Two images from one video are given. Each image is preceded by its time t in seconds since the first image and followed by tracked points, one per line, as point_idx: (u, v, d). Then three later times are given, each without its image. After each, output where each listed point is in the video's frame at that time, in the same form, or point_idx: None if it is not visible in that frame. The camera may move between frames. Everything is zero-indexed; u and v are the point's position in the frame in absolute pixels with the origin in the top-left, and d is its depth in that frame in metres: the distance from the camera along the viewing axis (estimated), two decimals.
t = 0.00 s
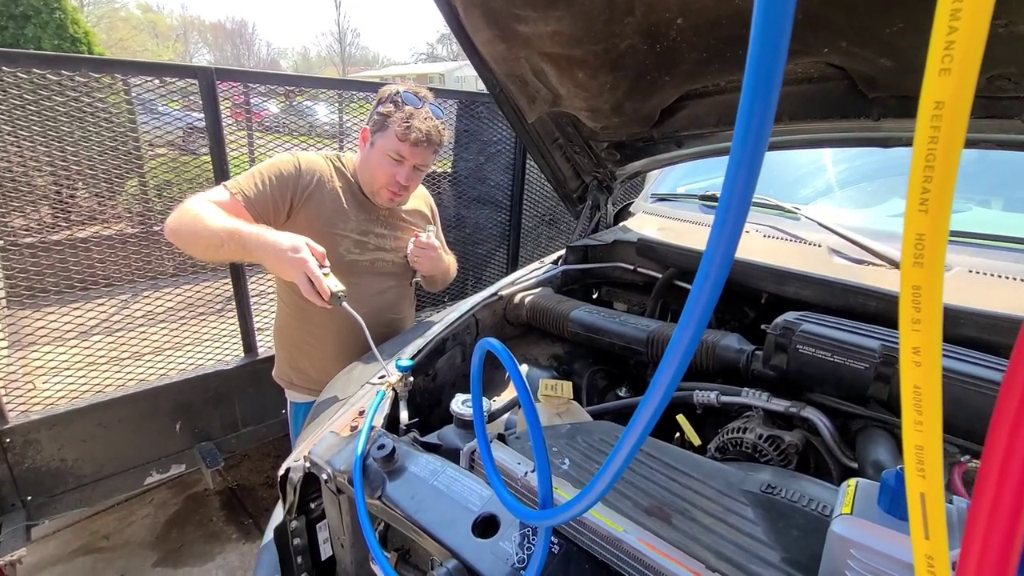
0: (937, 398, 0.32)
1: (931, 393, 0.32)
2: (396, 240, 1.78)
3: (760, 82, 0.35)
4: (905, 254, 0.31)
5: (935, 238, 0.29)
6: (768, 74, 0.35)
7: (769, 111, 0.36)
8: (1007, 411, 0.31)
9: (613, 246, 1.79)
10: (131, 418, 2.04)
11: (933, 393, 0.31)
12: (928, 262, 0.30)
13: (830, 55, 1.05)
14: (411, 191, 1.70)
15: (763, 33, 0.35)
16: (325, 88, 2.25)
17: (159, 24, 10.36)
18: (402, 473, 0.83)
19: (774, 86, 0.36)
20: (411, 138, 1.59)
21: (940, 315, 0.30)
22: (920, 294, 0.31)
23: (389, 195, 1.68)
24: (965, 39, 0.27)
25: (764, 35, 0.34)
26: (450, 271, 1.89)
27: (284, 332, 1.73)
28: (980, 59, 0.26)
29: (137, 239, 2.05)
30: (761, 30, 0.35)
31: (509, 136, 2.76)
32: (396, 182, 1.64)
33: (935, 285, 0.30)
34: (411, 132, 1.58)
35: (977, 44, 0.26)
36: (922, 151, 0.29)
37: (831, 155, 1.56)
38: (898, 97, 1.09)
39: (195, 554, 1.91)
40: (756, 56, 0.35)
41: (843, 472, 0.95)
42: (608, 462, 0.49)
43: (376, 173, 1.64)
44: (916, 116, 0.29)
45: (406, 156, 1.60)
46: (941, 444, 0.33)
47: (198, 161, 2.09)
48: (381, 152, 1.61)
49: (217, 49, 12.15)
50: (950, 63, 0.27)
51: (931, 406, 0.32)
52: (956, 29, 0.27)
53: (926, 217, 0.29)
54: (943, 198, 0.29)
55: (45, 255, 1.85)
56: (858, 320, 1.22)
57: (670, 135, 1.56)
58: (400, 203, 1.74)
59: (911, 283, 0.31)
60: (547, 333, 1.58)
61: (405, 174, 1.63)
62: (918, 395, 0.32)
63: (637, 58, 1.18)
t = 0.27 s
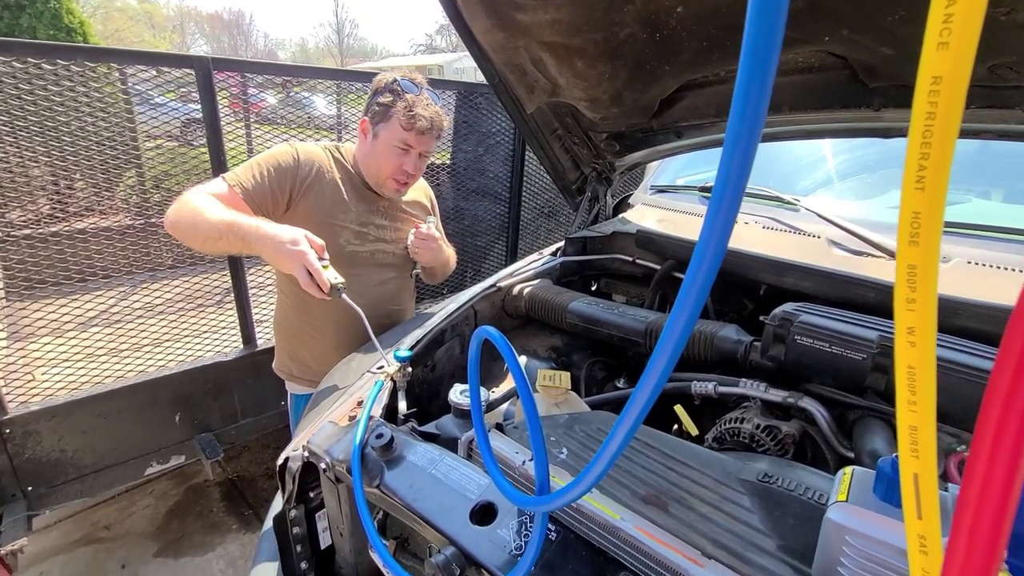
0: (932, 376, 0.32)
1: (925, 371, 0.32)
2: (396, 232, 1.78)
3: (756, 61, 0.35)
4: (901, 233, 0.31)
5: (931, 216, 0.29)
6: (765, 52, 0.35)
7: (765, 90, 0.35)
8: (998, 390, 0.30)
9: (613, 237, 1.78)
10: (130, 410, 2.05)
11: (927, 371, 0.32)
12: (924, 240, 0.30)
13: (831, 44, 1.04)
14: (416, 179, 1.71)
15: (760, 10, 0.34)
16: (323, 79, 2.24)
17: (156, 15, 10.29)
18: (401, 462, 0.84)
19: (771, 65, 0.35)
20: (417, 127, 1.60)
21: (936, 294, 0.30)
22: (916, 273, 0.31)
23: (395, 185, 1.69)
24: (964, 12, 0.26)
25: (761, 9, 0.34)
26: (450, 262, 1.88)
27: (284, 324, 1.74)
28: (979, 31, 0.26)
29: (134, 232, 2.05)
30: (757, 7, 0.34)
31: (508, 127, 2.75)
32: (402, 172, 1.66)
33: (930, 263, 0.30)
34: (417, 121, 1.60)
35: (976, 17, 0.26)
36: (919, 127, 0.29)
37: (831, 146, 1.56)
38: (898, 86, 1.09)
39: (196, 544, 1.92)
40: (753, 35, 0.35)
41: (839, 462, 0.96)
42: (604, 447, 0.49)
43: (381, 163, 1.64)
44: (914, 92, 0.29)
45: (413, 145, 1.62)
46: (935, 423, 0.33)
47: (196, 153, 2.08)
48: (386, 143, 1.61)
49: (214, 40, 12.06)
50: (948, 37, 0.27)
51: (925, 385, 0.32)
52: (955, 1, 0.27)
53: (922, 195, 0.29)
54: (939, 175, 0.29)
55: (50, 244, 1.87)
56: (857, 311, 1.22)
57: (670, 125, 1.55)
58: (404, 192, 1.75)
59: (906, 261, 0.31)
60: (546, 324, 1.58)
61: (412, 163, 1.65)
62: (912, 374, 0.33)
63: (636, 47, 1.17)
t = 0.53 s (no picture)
0: (920, 350, 0.32)
1: (914, 346, 0.33)
2: (397, 223, 1.78)
3: (752, 42, 0.35)
4: (892, 209, 0.31)
5: (921, 192, 0.30)
6: (760, 32, 0.35)
7: (760, 71, 0.36)
8: (974, 387, 0.30)
9: (612, 231, 1.78)
10: (130, 399, 2.05)
11: (916, 344, 0.32)
12: (913, 216, 0.30)
13: (832, 38, 1.04)
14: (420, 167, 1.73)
15: None
16: (323, 71, 2.23)
17: (155, 6, 10.25)
18: (399, 450, 0.84)
19: (766, 40, 0.35)
20: (419, 114, 1.61)
21: (925, 269, 0.31)
22: (907, 249, 0.31)
23: (401, 174, 1.71)
24: None
25: None
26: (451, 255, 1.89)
27: (284, 316, 1.74)
28: (966, 8, 0.26)
29: (132, 222, 2.04)
30: None
31: (508, 121, 2.75)
32: (408, 160, 1.67)
33: (919, 238, 0.30)
34: (417, 108, 1.61)
35: None
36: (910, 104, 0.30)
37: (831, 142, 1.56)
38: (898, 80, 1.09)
39: (195, 534, 1.94)
40: (750, 14, 0.35)
41: (834, 454, 0.96)
42: (600, 428, 0.49)
43: (385, 154, 1.64)
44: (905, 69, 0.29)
45: (417, 132, 1.63)
46: (923, 397, 0.33)
47: (196, 144, 2.09)
48: (389, 134, 1.61)
49: (213, 32, 12.01)
50: (939, 13, 0.28)
51: (914, 359, 0.33)
52: None
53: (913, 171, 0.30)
54: (929, 151, 0.29)
55: (41, 234, 1.85)
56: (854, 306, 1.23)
57: (670, 119, 1.55)
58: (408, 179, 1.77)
59: (896, 237, 0.32)
60: (545, 317, 1.59)
61: (417, 150, 1.67)
62: (901, 349, 0.33)
63: (637, 40, 1.17)
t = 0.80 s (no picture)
0: (926, 348, 0.33)
1: (919, 344, 0.33)
2: (400, 219, 1.79)
3: (766, 46, 0.36)
4: (900, 211, 0.32)
5: (929, 195, 0.30)
6: (775, 37, 0.35)
7: (774, 74, 0.36)
8: (977, 385, 0.31)
9: (614, 229, 1.79)
10: (131, 393, 2.06)
11: (922, 343, 0.33)
12: (922, 217, 0.31)
13: (836, 38, 1.05)
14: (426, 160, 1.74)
15: None
16: (324, 66, 2.23)
17: None
18: (404, 444, 0.85)
19: (780, 44, 0.36)
20: (424, 109, 1.63)
21: (932, 270, 0.32)
22: (914, 249, 0.32)
23: (411, 169, 1.72)
24: None
25: None
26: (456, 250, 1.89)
27: (288, 311, 1.75)
28: (976, 18, 0.27)
29: (133, 216, 2.05)
30: None
31: (510, 118, 2.75)
32: (415, 154, 1.68)
33: (927, 239, 0.31)
34: (423, 103, 1.62)
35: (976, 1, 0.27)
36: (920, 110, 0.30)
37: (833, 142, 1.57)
38: (901, 81, 1.10)
39: (196, 527, 1.95)
40: (765, 19, 0.35)
41: (834, 451, 0.97)
42: (608, 423, 0.50)
43: (392, 149, 1.65)
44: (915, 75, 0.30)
45: (423, 126, 1.64)
46: (928, 393, 0.34)
47: (197, 139, 2.09)
48: (394, 129, 1.62)
49: (213, 25, 11.97)
50: (949, 21, 0.28)
51: (919, 357, 0.34)
52: None
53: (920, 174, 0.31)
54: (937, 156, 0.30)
55: (43, 228, 1.86)
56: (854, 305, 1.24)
57: (673, 117, 1.56)
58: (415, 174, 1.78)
59: (905, 239, 0.32)
60: (547, 314, 1.59)
61: (423, 144, 1.68)
62: (907, 346, 0.34)
63: (641, 38, 1.18)
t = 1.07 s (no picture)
0: (918, 350, 0.34)
1: (912, 346, 0.34)
2: (401, 218, 1.79)
3: (765, 51, 0.36)
4: (895, 215, 0.33)
5: (923, 200, 0.31)
6: (774, 43, 0.36)
7: (773, 78, 0.37)
8: (967, 387, 0.31)
9: (612, 229, 1.79)
10: (129, 390, 2.06)
11: (914, 345, 0.33)
12: (916, 221, 0.32)
13: (834, 41, 1.05)
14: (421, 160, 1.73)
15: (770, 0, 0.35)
16: (324, 64, 2.24)
17: None
18: (403, 442, 0.85)
19: (779, 48, 0.36)
20: (416, 108, 1.61)
21: (925, 273, 0.32)
22: (907, 254, 0.32)
23: (402, 167, 1.71)
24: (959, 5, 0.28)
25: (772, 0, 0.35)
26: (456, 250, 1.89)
27: (288, 309, 1.75)
28: (970, 26, 0.28)
29: (131, 214, 2.04)
30: None
31: (510, 117, 2.76)
32: (407, 153, 1.67)
33: (921, 244, 0.32)
34: (415, 102, 1.60)
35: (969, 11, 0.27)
36: (914, 117, 0.31)
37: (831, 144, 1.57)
38: (899, 84, 1.10)
39: (193, 525, 1.95)
40: (764, 25, 0.36)
41: (830, 451, 0.98)
42: (606, 423, 0.51)
43: (384, 147, 1.65)
44: (910, 82, 0.30)
45: (414, 126, 1.63)
46: (920, 394, 0.35)
47: (197, 136, 2.09)
48: (386, 126, 1.62)
49: (212, 23, 11.95)
50: (943, 30, 0.29)
51: (912, 359, 0.34)
52: None
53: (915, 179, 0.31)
54: (931, 162, 0.30)
55: (42, 225, 1.86)
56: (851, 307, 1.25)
57: (672, 118, 1.56)
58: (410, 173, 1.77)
59: (899, 243, 0.33)
60: (546, 313, 1.60)
61: (415, 144, 1.66)
62: (900, 348, 0.34)
63: (641, 39, 1.18)
